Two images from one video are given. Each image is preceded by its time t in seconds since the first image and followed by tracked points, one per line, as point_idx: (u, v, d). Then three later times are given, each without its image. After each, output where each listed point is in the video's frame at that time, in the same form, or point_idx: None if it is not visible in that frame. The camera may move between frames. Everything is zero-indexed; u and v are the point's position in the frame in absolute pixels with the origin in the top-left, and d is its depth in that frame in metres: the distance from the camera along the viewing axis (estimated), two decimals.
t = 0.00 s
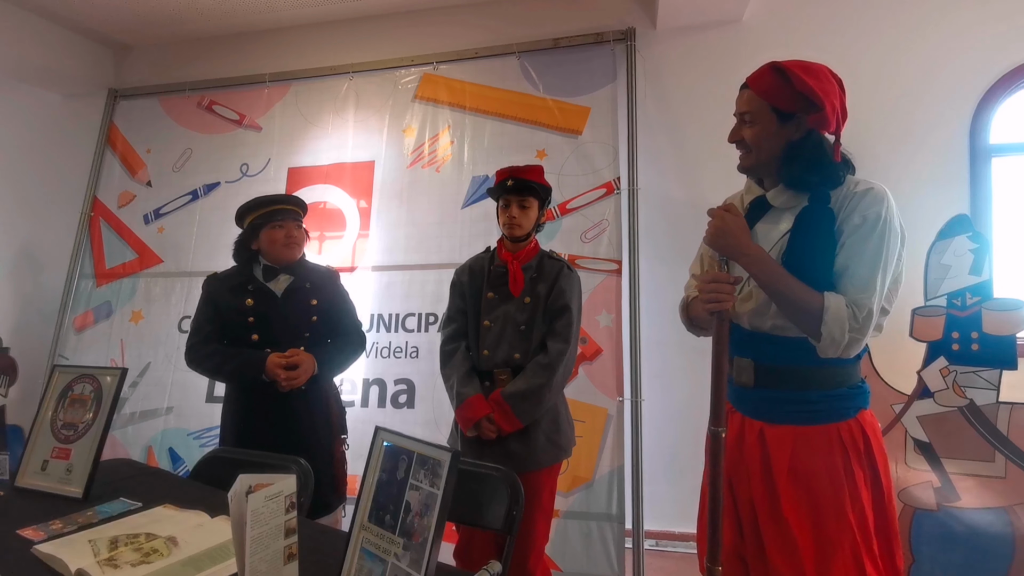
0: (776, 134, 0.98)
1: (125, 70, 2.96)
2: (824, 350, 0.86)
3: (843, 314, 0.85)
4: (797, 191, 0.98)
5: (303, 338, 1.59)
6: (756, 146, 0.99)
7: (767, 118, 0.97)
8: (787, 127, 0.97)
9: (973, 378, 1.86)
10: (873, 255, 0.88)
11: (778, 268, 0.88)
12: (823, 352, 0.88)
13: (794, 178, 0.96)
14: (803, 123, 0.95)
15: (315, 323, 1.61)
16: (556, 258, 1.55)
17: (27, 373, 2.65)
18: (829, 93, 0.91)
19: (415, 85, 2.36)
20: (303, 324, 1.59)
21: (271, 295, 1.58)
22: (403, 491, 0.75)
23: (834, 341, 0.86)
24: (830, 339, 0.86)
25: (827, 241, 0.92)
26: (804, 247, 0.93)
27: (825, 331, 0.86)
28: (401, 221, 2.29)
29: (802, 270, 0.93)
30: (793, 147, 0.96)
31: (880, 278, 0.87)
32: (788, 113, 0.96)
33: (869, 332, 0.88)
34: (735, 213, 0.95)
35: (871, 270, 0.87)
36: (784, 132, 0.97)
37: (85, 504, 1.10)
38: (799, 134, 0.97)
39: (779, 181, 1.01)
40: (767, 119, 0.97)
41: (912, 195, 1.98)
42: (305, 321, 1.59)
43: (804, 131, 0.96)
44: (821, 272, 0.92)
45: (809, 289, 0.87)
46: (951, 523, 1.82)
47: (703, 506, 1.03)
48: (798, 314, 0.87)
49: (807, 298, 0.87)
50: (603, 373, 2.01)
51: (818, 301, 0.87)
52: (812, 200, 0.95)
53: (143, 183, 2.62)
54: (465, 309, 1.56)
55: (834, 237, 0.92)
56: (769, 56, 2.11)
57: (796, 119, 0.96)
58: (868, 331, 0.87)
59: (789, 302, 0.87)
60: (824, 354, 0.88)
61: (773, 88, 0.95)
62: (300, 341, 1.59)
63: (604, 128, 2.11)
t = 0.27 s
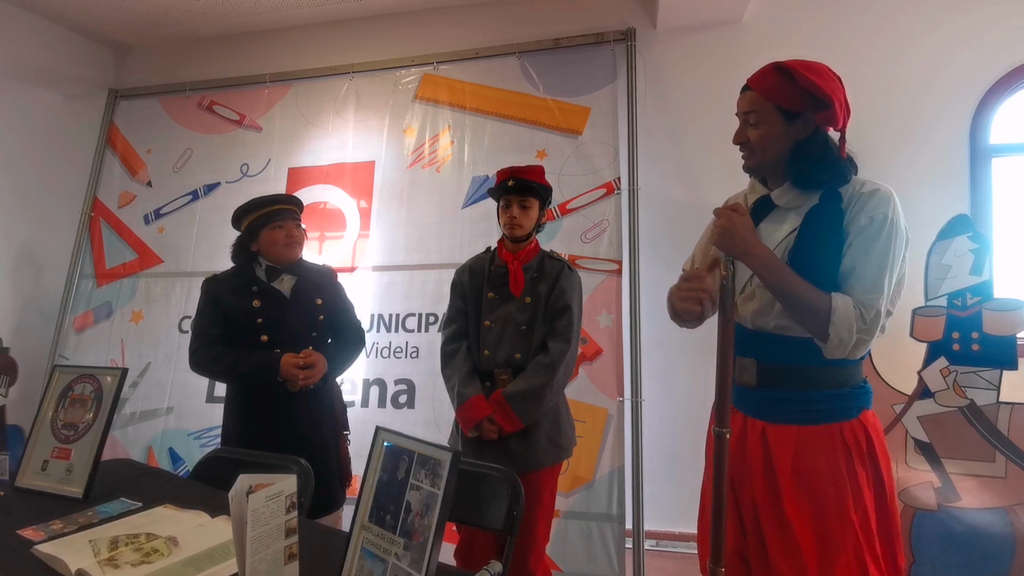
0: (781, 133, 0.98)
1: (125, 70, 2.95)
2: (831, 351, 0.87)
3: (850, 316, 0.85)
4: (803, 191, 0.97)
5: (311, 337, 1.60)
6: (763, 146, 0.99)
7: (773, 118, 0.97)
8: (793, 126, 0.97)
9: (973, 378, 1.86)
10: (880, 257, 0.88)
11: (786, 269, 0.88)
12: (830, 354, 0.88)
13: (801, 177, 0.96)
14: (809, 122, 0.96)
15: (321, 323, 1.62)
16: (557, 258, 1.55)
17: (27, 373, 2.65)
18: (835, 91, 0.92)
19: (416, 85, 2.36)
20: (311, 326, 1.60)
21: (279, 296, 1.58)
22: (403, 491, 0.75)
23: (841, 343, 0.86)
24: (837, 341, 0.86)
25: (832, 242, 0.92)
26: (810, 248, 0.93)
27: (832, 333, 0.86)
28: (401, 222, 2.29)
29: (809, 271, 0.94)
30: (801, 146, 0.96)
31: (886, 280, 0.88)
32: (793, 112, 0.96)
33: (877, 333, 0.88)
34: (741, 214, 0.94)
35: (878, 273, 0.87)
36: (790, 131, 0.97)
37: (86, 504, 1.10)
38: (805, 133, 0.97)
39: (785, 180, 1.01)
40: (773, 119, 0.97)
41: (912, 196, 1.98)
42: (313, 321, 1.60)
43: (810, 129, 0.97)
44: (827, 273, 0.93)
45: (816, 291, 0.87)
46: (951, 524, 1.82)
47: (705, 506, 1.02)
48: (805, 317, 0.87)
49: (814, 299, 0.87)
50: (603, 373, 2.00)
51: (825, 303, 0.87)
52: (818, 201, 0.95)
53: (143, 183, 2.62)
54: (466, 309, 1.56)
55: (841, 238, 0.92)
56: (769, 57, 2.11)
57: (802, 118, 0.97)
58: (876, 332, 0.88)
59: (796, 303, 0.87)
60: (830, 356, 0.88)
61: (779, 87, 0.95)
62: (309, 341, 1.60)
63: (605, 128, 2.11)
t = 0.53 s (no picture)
0: (785, 132, 0.98)
1: (125, 71, 2.96)
2: (836, 351, 0.87)
3: (855, 316, 0.85)
4: (807, 189, 0.97)
5: (313, 338, 1.60)
6: (767, 146, 0.99)
7: (776, 117, 0.97)
8: (796, 125, 0.97)
9: (974, 378, 1.86)
10: (884, 256, 0.88)
11: (790, 269, 0.88)
12: (834, 353, 0.88)
13: (806, 175, 0.96)
14: (812, 119, 0.96)
15: (323, 324, 1.62)
16: (557, 258, 1.55)
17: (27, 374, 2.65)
18: (838, 89, 0.93)
19: (416, 86, 2.36)
20: (312, 325, 1.60)
21: (280, 296, 1.58)
22: (404, 492, 0.75)
23: (846, 343, 0.86)
24: (842, 340, 0.86)
25: (835, 241, 0.92)
26: (814, 248, 0.93)
27: (838, 333, 0.86)
28: (401, 222, 2.29)
29: (812, 271, 0.93)
30: (805, 143, 0.97)
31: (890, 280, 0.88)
32: (796, 111, 0.96)
33: (882, 332, 0.88)
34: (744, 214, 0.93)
35: (883, 272, 0.87)
36: (793, 129, 0.97)
37: (85, 505, 1.10)
38: (808, 131, 0.97)
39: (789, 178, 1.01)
40: (776, 118, 0.97)
41: (912, 196, 1.98)
42: (314, 322, 1.60)
43: (812, 127, 0.97)
44: (831, 272, 0.92)
45: (822, 291, 0.87)
46: (952, 524, 1.82)
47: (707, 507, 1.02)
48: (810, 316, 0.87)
49: (819, 298, 0.86)
50: (603, 373, 2.00)
51: (830, 302, 0.86)
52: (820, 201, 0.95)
53: (143, 183, 2.62)
54: (467, 310, 1.56)
55: (843, 238, 0.92)
56: (769, 57, 2.11)
57: (804, 116, 0.97)
58: (881, 331, 0.88)
59: (801, 302, 0.87)
60: (834, 355, 0.89)
61: (781, 87, 0.95)
62: (310, 342, 1.60)
63: (605, 128, 2.11)
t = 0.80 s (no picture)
0: (784, 132, 0.98)
1: (126, 71, 2.96)
2: (836, 351, 0.86)
3: (856, 316, 0.85)
4: (807, 189, 0.97)
5: (308, 339, 1.58)
6: (766, 146, 0.98)
7: (775, 117, 0.97)
8: (795, 124, 0.97)
9: (975, 379, 1.86)
10: (884, 256, 0.87)
11: (789, 269, 0.88)
12: (835, 354, 0.88)
13: (806, 174, 0.96)
14: (811, 119, 0.96)
15: (320, 325, 1.61)
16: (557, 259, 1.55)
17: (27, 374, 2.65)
18: (837, 88, 0.93)
19: (416, 86, 2.36)
20: (308, 326, 1.59)
21: (278, 297, 1.58)
22: (405, 492, 0.75)
23: (847, 343, 0.86)
24: (841, 341, 0.86)
25: (836, 241, 0.92)
26: (814, 248, 0.93)
27: (838, 333, 0.85)
28: (401, 223, 2.29)
29: (812, 271, 0.93)
30: (805, 143, 0.97)
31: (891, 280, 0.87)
32: (795, 111, 0.96)
33: (882, 333, 0.88)
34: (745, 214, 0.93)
35: (883, 272, 0.87)
36: (792, 129, 0.97)
37: (85, 505, 1.10)
38: (807, 130, 0.97)
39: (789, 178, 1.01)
40: (775, 118, 0.97)
41: (912, 196, 1.98)
42: (311, 322, 1.59)
43: (811, 127, 0.97)
44: (831, 273, 0.92)
45: (822, 291, 0.87)
46: (952, 525, 1.82)
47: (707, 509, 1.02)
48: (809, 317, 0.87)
49: (819, 298, 0.86)
50: (603, 374, 2.00)
51: (830, 302, 0.86)
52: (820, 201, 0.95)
53: (144, 183, 2.62)
54: (467, 310, 1.56)
55: (844, 238, 0.92)
56: (769, 58, 2.11)
57: (803, 115, 0.97)
58: (882, 332, 0.88)
59: (801, 302, 0.86)
60: (835, 356, 0.88)
61: (780, 87, 0.95)
62: (305, 342, 1.58)
63: (605, 129, 2.10)
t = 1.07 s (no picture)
0: (778, 133, 0.98)
1: (128, 72, 2.96)
2: (835, 351, 0.87)
3: (853, 316, 0.85)
4: (803, 189, 0.97)
5: (307, 340, 1.58)
6: (760, 148, 0.99)
7: (768, 119, 0.98)
8: (789, 126, 0.97)
9: (976, 380, 1.86)
10: (880, 257, 0.87)
11: (786, 269, 0.89)
12: (833, 354, 0.88)
13: (802, 176, 0.96)
14: (804, 120, 0.96)
15: (319, 326, 1.60)
16: (558, 260, 1.55)
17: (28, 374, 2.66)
18: (829, 88, 0.93)
19: (417, 87, 2.36)
20: (307, 327, 1.58)
21: (278, 297, 1.58)
22: (406, 493, 0.75)
23: (844, 343, 0.86)
24: (838, 342, 0.86)
25: (831, 243, 0.92)
26: (810, 250, 0.93)
27: (836, 333, 0.86)
28: (403, 224, 2.29)
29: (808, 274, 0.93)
30: (798, 144, 0.97)
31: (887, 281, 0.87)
32: (788, 112, 0.96)
33: (880, 332, 0.88)
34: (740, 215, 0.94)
35: (879, 273, 0.87)
36: (786, 130, 0.97)
37: (86, 505, 1.09)
38: (801, 131, 0.97)
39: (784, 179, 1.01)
40: (768, 120, 0.97)
41: (913, 197, 1.97)
42: (310, 323, 1.59)
43: (805, 128, 0.97)
44: (828, 274, 0.92)
45: (819, 291, 0.88)
46: (954, 527, 1.82)
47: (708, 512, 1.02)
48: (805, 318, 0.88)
49: (816, 298, 0.87)
50: (604, 375, 2.00)
51: (827, 303, 0.87)
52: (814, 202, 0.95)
53: (145, 184, 2.62)
54: (466, 311, 1.56)
55: (839, 239, 0.92)
56: (770, 59, 2.11)
57: (797, 117, 0.97)
58: (879, 331, 0.87)
59: (798, 303, 0.88)
60: (833, 356, 0.88)
61: (771, 89, 0.96)
62: (304, 343, 1.58)
63: (607, 130, 2.11)
